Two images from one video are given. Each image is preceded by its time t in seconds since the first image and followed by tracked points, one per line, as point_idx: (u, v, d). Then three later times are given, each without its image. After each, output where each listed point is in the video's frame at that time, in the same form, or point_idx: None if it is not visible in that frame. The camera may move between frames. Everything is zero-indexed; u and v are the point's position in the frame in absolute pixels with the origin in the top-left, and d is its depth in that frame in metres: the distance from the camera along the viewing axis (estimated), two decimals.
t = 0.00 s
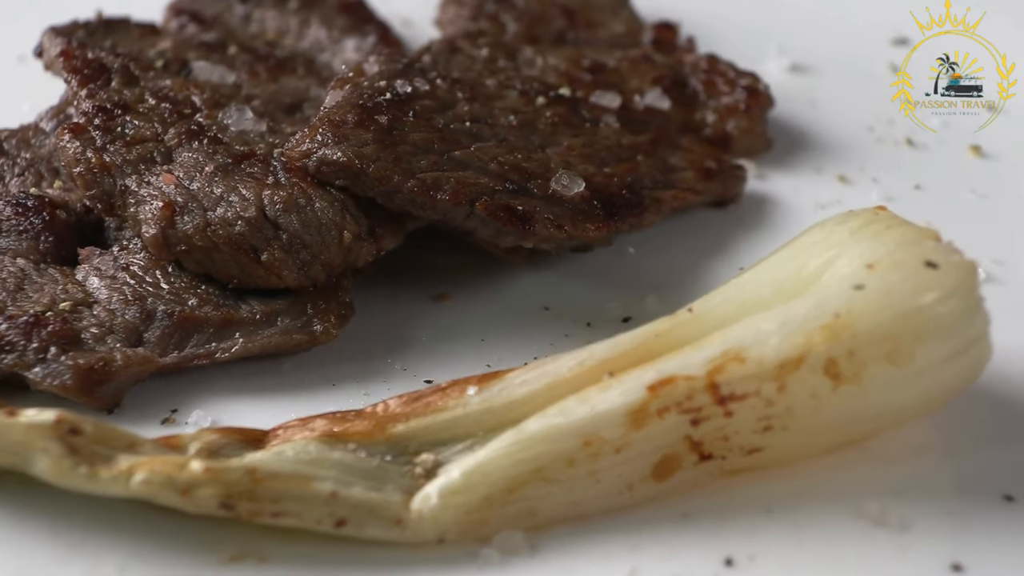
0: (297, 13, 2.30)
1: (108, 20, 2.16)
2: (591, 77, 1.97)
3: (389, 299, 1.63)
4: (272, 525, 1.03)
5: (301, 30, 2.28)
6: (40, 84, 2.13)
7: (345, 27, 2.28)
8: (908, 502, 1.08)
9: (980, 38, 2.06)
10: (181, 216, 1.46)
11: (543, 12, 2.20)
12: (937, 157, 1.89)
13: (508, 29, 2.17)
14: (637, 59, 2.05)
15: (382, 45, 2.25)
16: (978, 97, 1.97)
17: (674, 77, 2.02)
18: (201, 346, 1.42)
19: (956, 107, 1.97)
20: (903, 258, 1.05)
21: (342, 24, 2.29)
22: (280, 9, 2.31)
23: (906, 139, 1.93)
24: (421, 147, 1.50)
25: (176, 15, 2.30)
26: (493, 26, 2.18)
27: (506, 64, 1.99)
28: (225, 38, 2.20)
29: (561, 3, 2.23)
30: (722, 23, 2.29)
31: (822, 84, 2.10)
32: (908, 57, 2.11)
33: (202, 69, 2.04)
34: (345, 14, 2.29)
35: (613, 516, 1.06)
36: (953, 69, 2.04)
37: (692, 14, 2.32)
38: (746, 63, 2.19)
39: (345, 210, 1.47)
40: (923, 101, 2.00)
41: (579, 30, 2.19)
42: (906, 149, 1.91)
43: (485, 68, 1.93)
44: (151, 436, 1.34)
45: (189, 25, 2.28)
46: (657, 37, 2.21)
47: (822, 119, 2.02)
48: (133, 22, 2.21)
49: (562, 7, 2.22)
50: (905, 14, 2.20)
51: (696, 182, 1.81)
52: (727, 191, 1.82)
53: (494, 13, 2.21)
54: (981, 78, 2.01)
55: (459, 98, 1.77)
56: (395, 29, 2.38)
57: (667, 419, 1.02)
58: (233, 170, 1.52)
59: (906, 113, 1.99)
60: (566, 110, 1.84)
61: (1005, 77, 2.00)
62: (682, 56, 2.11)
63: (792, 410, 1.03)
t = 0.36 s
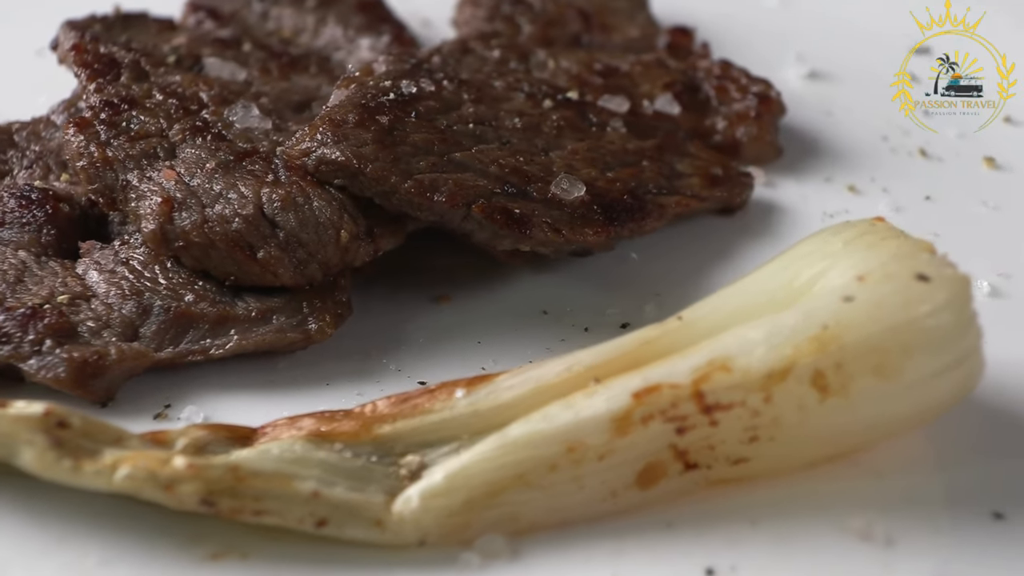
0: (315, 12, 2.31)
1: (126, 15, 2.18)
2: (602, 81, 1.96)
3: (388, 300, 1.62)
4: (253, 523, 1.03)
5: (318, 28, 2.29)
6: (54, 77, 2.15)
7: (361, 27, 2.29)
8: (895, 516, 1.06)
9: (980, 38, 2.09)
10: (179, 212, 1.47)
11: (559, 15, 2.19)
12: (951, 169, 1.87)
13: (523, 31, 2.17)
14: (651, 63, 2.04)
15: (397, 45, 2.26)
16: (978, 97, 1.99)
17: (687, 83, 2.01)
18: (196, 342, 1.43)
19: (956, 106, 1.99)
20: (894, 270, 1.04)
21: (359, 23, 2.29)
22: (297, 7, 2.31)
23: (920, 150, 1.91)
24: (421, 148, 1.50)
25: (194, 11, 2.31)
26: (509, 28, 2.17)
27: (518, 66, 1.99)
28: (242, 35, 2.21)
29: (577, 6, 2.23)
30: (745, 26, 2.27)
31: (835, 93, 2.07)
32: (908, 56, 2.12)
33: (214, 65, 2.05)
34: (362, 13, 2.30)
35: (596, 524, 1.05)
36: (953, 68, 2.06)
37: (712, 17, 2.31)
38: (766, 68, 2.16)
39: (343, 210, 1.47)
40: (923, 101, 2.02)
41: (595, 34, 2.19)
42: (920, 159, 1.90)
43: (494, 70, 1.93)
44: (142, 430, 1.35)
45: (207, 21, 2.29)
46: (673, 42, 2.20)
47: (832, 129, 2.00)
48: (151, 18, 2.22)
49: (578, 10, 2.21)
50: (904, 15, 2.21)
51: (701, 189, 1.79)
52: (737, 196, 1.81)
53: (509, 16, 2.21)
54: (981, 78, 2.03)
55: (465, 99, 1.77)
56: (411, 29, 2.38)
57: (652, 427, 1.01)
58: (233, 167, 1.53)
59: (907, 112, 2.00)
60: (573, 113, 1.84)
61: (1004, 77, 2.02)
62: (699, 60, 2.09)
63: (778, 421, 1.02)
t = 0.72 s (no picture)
0: (331, 10, 2.31)
1: (143, 10, 2.19)
2: (613, 84, 1.95)
3: (387, 300, 1.62)
4: (236, 520, 1.03)
5: (333, 27, 2.29)
6: (69, 71, 2.16)
7: (376, 26, 2.29)
8: (881, 530, 1.06)
9: (979, 38, 2.09)
10: (178, 207, 1.47)
11: (574, 18, 2.19)
12: (962, 181, 1.85)
13: (537, 33, 2.17)
14: (663, 68, 2.03)
15: (411, 44, 2.26)
16: (977, 97, 2.00)
17: (699, 88, 2.00)
18: (192, 338, 1.43)
19: (956, 106, 1.99)
20: (885, 281, 1.03)
21: (374, 22, 2.29)
22: (314, 5, 2.32)
23: (932, 160, 1.90)
24: (421, 149, 1.50)
25: (210, 7, 2.32)
26: (523, 29, 2.17)
27: (529, 68, 1.98)
28: (257, 32, 2.22)
29: (592, 9, 2.23)
30: (762, 31, 2.25)
31: (847, 102, 2.06)
32: (908, 57, 2.12)
33: (225, 62, 2.06)
34: (378, 12, 2.31)
35: (579, 530, 1.04)
36: (953, 68, 2.06)
37: (729, 21, 2.29)
38: (781, 75, 2.14)
39: (342, 210, 1.47)
40: (923, 101, 2.02)
41: (609, 37, 2.18)
42: (933, 169, 1.88)
43: (503, 71, 1.92)
44: (134, 424, 1.36)
45: (223, 18, 2.30)
46: (686, 46, 2.17)
47: (841, 138, 1.98)
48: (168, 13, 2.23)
49: (593, 13, 2.21)
50: (903, 15, 2.21)
51: (706, 195, 1.78)
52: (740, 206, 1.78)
53: (525, 18, 2.21)
54: (981, 78, 2.04)
55: (470, 101, 1.77)
56: (428, 29, 2.38)
57: (636, 435, 1.01)
58: (234, 164, 1.53)
59: (906, 112, 2.00)
60: (579, 117, 1.83)
61: (1004, 76, 2.03)
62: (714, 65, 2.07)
63: (764, 431, 1.01)
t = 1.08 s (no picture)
0: (347, 9, 2.32)
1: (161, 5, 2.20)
2: (623, 88, 1.94)
3: (387, 301, 1.62)
4: (218, 517, 1.03)
5: (349, 25, 2.29)
6: (83, 64, 2.18)
7: (391, 26, 2.29)
8: (865, 544, 1.05)
9: (979, 38, 2.10)
10: (177, 203, 1.48)
11: (590, 21, 2.18)
12: (973, 192, 1.83)
13: (551, 35, 2.16)
14: (675, 73, 2.02)
15: (424, 45, 2.26)
16: (977, 97, 2.01)
17: (710, 94, 1.99)
18: (188, 333, 1.44)
19: (956, 106, 2.00)
20: (874, 293, 1.02)
21: (390, 22, 2.30)
22: (331, 4, 2.33)
23: (944, 171, 1.88)
24: (420, 150, 1.50)
25: (228, 3, 2.34)
26: (537, 30, 2.16)
27: (540, 71, 1.97)
28: (272, 29, 2.22)
29: (608, 12, 2.22)
30: (779, 37, 2.23)
31: (859, 111, 2.04)
32: (908, 57, 2.13)
33: (237, 59, 2.07)
34: (395, 13, 2.31)
35: (560, 536, 1.04)
36: (953, 68, 2.07)
37: (745, 27, 2.27)
38: (796, 82, 2.12)
39: (340, 209, 1.48)
40: (923, 100, 2.03)
41: (624, 41, 2.17)
42: (944, 180, 1.87)
43: (512, 73, 1.92)
44: (127, 418, 1.36)
45: (241, 14, 2.31)
46: (700, 51, 2.15)
47: (851, 147, 1.97)
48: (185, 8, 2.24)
49: (608, 16, 2.20)
50: (904, 15, 2.22)
51: (710, 202, 1.77)
52: (743, 214, 1.78)
53: (540, 20, 2.20)
54: (981, 78, 2.04)
55: (475, 103, 1.77)
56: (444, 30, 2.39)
57: (619, 441, 1.00)
58: (235, 162, 1.54)
59: (906, 112, 2.01)
60: (585, 121, 1.83)
61: (1004, 76, 2.04)
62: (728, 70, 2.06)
63: (748, 441, 1.00)
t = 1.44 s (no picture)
0: (364, 7, 2.32)
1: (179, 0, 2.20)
2: (632, 93, 1.93)
3: (386, 301, 1.62)
4: (200, 513, 1.04)
5: (365, 24, 2.29)
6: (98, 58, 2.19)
7: (406, 26, 2.29)
8: (850, 557, 1.06)
9: (980, 38, 2.12)
10: (176, 199, 1.49)
11: (605, 24, 2.18)
12: (984, 205, 1.82)
13: (566, 38, 2.15)
14: (687, 78, 2.01)
15: (438, 45, 2.25)
16: (977, 98, 2.02)
17: (721, 100, 1.97)
18: (183, 329, 1.45)
19: (956, 107, 2.01)
20: (863, 305, 1.01)
21: (405, 22, 2.30)
22: (348, 2, 2.33)
23: (956, 183, 1.86)
24: (420, 150, 1.49)
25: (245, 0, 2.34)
26: (551, 33, 2.16)
27: (551, 73, 1.96)
28: (287, 26, 2.23)
29: (624, 15, 2.21)
30: (796, 43, 2.21)
31: (874, 120, 2.02)
32: (908, 57, 2.14)
33: (248, 56, 2.08)
34: (410, 12, 2.31)
35: (542, 541, 1.03)
36: (953, 68, 2.09)
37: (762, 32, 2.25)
38: (812, 89, 2.10)
39: (338, 209, 1.48)
40: (922, 101, 2.04)
41: (638, 45, 2.16)
42: (955, 191, 1.85)
43: (521, 75, 1.92)
44: (120, 412, 1.37)
45: (258, 11, 2.31)
46: (714, 57, 2.13)
47: (862, 157, 1.95)
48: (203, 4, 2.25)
49: (624, 20, 2.19)
50: (904, 15, 2.22)
51: (714, 209, 1.75)
52: (748, 221, 1.75)
53: (556, 22, 2.19)
54: (981, 78, 2.07)
55: (480, 105, 1.77)
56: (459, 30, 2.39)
57: (602, 448, 0.99)
58: (236, 159, 1.54)
59: (906, 112, 2.02)
60: (591, 125, 1.82)
61: (1004, 77, 2.06)
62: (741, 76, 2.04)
63: (732, 451, 1.00)
